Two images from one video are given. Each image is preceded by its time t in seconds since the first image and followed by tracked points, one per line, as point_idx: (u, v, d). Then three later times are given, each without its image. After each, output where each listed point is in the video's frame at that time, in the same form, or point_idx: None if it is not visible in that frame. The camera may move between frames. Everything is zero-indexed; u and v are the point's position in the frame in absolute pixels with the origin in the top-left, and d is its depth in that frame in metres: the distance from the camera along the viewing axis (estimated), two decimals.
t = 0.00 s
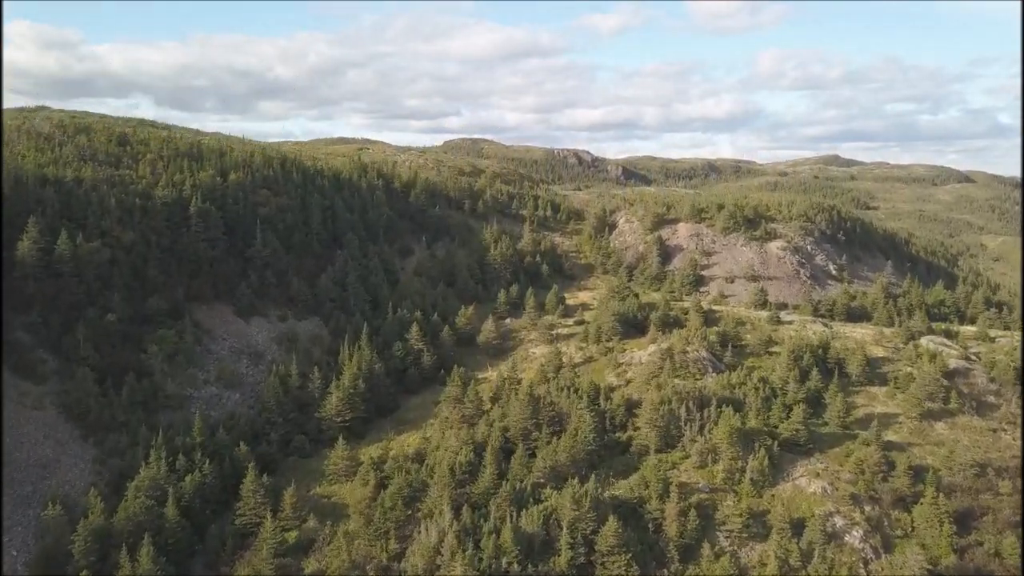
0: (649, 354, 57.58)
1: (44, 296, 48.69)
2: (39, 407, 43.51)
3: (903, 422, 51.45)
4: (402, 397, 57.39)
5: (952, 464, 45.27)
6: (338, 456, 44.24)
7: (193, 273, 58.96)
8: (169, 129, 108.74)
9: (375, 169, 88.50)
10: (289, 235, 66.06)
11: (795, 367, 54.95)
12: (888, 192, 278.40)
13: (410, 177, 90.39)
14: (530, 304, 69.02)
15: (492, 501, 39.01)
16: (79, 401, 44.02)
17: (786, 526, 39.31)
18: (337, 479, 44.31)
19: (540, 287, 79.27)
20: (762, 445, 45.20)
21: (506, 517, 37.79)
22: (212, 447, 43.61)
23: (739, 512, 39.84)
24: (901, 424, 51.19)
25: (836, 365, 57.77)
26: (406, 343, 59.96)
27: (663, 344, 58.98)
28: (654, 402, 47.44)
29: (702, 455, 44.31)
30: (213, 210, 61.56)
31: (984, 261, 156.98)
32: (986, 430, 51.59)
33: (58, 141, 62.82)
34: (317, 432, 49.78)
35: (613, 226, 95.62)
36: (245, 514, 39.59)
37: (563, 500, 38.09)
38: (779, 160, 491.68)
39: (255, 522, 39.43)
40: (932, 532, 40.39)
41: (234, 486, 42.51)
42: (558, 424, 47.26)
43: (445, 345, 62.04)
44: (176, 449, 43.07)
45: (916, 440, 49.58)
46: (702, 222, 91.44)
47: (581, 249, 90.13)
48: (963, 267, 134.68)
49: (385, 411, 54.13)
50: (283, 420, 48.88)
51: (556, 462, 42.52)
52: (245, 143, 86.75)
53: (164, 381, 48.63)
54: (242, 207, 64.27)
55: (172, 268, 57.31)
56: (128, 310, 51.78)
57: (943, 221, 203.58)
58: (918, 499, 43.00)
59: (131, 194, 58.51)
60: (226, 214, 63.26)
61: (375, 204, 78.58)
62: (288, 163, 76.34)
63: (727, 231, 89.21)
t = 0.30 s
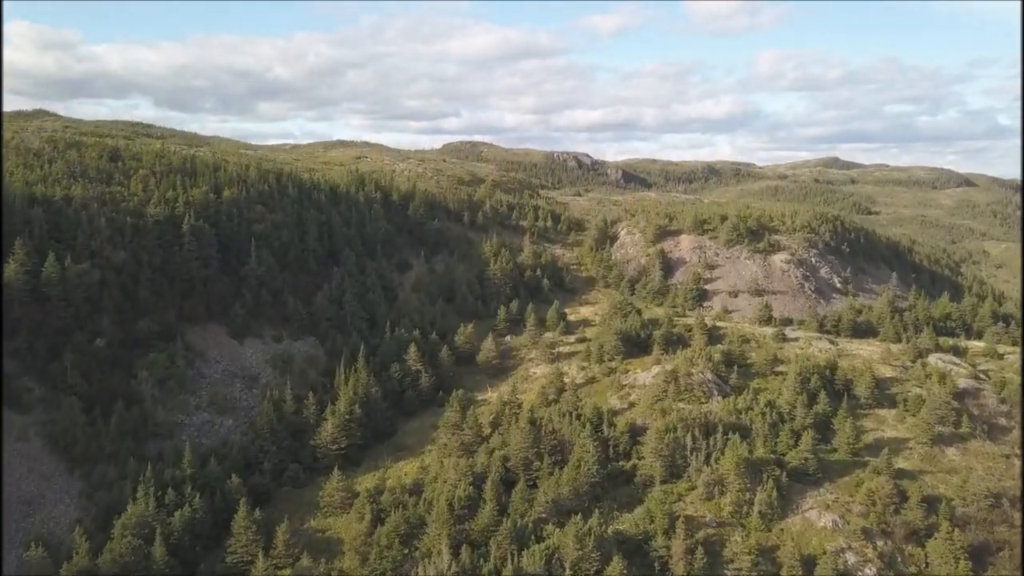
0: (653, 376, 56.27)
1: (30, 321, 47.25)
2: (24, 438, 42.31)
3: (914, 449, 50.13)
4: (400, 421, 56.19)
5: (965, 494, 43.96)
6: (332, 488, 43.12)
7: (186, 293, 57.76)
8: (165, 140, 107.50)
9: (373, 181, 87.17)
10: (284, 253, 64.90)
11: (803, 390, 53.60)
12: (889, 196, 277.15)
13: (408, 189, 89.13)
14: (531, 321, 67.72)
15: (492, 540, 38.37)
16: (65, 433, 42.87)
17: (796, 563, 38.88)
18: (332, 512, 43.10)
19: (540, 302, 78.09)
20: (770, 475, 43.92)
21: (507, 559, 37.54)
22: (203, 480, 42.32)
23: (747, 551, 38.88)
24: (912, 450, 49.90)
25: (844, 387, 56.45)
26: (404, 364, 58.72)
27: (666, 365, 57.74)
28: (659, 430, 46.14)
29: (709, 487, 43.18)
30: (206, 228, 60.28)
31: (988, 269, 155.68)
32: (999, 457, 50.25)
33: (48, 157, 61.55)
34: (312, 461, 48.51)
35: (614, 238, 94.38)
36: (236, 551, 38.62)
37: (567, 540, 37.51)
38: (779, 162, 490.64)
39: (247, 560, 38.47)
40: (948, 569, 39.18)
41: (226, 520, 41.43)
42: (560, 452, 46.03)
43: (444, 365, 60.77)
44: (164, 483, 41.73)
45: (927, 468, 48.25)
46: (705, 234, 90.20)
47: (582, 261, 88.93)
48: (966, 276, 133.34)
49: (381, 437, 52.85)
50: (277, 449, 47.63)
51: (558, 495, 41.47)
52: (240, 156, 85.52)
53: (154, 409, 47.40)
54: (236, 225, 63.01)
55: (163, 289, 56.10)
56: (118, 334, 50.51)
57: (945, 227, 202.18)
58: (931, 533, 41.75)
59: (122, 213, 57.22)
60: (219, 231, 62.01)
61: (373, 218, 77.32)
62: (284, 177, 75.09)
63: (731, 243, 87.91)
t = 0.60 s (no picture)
0: (656, 399, 54.85)
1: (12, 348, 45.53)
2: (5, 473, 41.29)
3: (923, 476, 48.74)
4: (395, 446, 54.87)
5: (979, 526, 42.92)
6: (325, 523, 41.83)
7: (176, 314, 56.65)
8: (158, 152, 106.05)
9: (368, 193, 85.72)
10: (277, 271, 63.77)
11: (810, 414, 52.15)
12: (888, 200, 276.05)
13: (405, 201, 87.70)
14: (530, 340, 66.32)
15: None
16: (48, 467, 41.52)
17: None
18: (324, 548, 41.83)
19: (539, 318, 76.85)
20: (778, 509, 42.96)
21: None
22: (191, 515, 41.15)
23: None
24: (922, 477, 48.64)
25: (852, 410, 55.02)
26: (400, 387, 57.41)
27: (669, 387, 56.35)
28: (663, 459, 44.93)
29: (714, 520, 42.14)
30: (197, 246, 58.79)
31: (989, 276, 154.61)
32: (1010, 484, 48.96)
33: (34, 174, 60.03)
34: (305, 491, 47.31)
35: (614, 249, 93.05)
36: None
37: None
38: (777, 165, 490.23)
39: None
40: None
41: (214, 557, 40.72)
42: (560, 483, 44.76)
43: (440, 387, 59.48)
44: (151, 520, 40.43)
45: (938, 496, 46.90)
46: (706, 246, 88.87)
47: (582, 275, 87.69)
48: (968, 285, 132.17)
49: (376, 463, 51.55)
50: (269, 479, 46.33)
51: (559, 531, 40.88)
52: (233, 169, 84.10)
53: (141, 438, 45.84)
54: (227, 243, 61.60)
55: (152, 311, 54.74)
56: (105, 359, 48.96)
57: (946, 232, 201.07)
58: (945, 568, 40.75)
59: (110, 232, 55.72)
60: (210, 250, 60.62)
61: (368, 232, 75.93)
62: (277, 191, 73.69)
63: (732, 256, 86.55)
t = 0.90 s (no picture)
0: (655, 424, 53.53)
1: None
2: None
3: (930, 505, 47.63)
4: (387, 473, 53.47)
5: (991, 560, 42.29)
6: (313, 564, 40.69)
7: (161, 337, 55.21)
8: (145, 163, 104.04)
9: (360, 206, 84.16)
10: (266, 292, 62.48)
11: (814, 439, 50.87)
12: (883, 204, 275.75)
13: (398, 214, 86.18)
14: (526, 359, 64.86)
15: None
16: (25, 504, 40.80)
17: None
18: None
19: (534, 335, 75.57)
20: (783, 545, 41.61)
21: None
22: (172, 556, 40.72)
23: None
24: (930, 506, 47.48)
25: (857, 433, 53.72)
26: (391, 411, 56.03)
27: (668, 411, 55.03)
28: (663, 492, 43.88)
29: (718, 557, 41.03)
30: (183, 267, 57.36)
31: (986, 282, 153.99)
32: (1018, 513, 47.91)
33: (15, 192, 58.32)
34: (292, 525, 46.22)
35: (610, 262, 91.71)
36: None
37: None
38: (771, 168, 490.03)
39: None
40: None
41: None
42: (557, 518, 43.79)
43: (433, 411, 58.14)
44: (131, 561, 39.88)
45: (945, 526, 45.91)
46: (704, 259, 87.61)
47: (578, 289, 86.35)
48: (966, 293, 131.40)
49: (367, 494, 50.28)
50: (255, 515, 45.50)
51: (557, 569, 40.18)
52: (222, 184, 82.45)
53: (122, 472, 45.15)
54: (214, 262, 60.15)
55: (136, 335, 53.30)
56: (85, 388, 47.62)
57: (941, 236, 200.57)
58: None
59: (92, 253, 54.17)
60: (196, 270, 59.17)
61: (360, 248, 74.44)
62: (266, 206, 72.08)
63: (730, 269, 85.27)
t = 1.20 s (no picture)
0: (652, 450, 52.07)
1: None
2: None
3: (934, 534, 46.87)
4: (375, 502, 51.83)
5: None
6: None
7: (140, 362, 53.49)
8: (128, 174, 101.66)
9: (348, 219, 82.36)
10: (250, 312, 60.93)
11: (814, 466, 49.67)
12: (873, 207, 276.42)
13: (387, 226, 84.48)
14: (518, 380, 63.25)
15: None
16: None
17: None
18: None
19: (527, 352, 74.24)
20: None
21: None
22: None
23: None
24: (934, 536, 46.75)
25: (857, 457, 52.49)
26: (380, 437, 54.40)
27: (664, 436, 53.70)
28: (660, 528, 42.51)
29: None
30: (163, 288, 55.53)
31: (977, 289, 153.72)
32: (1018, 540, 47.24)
33: None
34: (276, 561, 45.14)
35: (604, 274, 90.42)
36: None
37: None
38: (760, 171, 491.56)
39: None
40: None
41: None
42: (553, 554, 43.09)
43: (423, 436, 56.58)
44: None
45: (951, 558, 45.47)
46: (698, 271, 86.39)
47: (571, 303, 85.05)
48: (959, 300, 130.84)
49: (354, 526, 49.25)
50: (238, 552, 44.38)
51: None
52: (206, 198, 80.62)
53: (98, 509, 44.01)
54: (196, 283, 58.37)
55: (114, 361, 51.57)
56: (60, 420, 45.85)
57: (933, 241, 200.51)
58: None
59: (69, 276, 52.27)
60: (178, 292, 57.41)
61: (348, 263, 72.72)
62: (251, 221, 70.24)
63: (725, 282, 84.06)
